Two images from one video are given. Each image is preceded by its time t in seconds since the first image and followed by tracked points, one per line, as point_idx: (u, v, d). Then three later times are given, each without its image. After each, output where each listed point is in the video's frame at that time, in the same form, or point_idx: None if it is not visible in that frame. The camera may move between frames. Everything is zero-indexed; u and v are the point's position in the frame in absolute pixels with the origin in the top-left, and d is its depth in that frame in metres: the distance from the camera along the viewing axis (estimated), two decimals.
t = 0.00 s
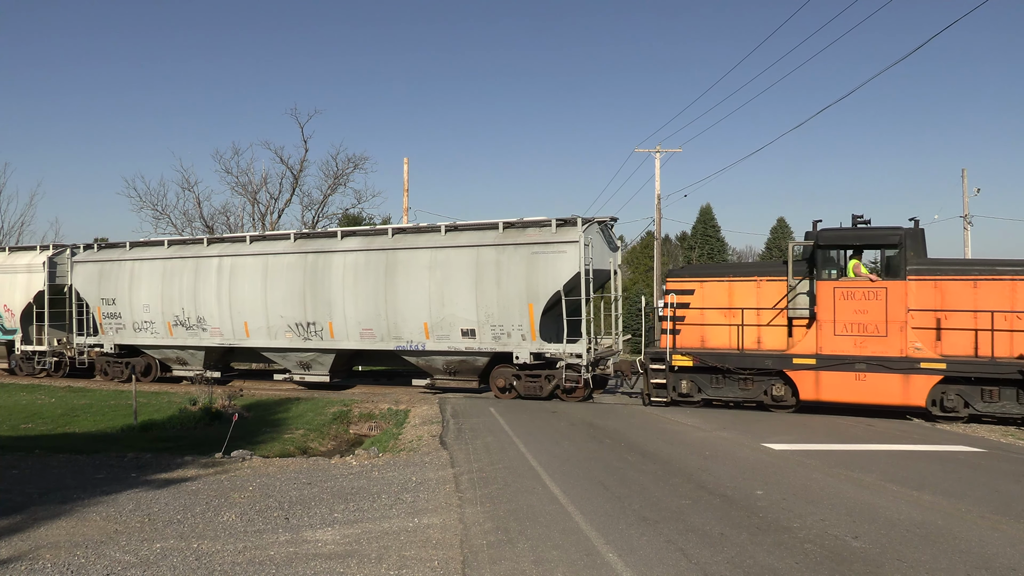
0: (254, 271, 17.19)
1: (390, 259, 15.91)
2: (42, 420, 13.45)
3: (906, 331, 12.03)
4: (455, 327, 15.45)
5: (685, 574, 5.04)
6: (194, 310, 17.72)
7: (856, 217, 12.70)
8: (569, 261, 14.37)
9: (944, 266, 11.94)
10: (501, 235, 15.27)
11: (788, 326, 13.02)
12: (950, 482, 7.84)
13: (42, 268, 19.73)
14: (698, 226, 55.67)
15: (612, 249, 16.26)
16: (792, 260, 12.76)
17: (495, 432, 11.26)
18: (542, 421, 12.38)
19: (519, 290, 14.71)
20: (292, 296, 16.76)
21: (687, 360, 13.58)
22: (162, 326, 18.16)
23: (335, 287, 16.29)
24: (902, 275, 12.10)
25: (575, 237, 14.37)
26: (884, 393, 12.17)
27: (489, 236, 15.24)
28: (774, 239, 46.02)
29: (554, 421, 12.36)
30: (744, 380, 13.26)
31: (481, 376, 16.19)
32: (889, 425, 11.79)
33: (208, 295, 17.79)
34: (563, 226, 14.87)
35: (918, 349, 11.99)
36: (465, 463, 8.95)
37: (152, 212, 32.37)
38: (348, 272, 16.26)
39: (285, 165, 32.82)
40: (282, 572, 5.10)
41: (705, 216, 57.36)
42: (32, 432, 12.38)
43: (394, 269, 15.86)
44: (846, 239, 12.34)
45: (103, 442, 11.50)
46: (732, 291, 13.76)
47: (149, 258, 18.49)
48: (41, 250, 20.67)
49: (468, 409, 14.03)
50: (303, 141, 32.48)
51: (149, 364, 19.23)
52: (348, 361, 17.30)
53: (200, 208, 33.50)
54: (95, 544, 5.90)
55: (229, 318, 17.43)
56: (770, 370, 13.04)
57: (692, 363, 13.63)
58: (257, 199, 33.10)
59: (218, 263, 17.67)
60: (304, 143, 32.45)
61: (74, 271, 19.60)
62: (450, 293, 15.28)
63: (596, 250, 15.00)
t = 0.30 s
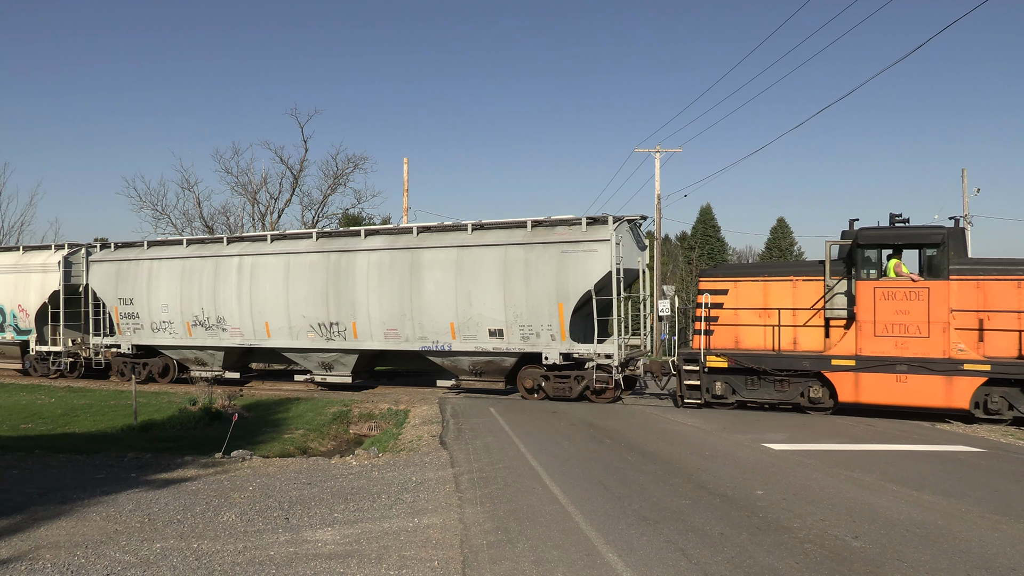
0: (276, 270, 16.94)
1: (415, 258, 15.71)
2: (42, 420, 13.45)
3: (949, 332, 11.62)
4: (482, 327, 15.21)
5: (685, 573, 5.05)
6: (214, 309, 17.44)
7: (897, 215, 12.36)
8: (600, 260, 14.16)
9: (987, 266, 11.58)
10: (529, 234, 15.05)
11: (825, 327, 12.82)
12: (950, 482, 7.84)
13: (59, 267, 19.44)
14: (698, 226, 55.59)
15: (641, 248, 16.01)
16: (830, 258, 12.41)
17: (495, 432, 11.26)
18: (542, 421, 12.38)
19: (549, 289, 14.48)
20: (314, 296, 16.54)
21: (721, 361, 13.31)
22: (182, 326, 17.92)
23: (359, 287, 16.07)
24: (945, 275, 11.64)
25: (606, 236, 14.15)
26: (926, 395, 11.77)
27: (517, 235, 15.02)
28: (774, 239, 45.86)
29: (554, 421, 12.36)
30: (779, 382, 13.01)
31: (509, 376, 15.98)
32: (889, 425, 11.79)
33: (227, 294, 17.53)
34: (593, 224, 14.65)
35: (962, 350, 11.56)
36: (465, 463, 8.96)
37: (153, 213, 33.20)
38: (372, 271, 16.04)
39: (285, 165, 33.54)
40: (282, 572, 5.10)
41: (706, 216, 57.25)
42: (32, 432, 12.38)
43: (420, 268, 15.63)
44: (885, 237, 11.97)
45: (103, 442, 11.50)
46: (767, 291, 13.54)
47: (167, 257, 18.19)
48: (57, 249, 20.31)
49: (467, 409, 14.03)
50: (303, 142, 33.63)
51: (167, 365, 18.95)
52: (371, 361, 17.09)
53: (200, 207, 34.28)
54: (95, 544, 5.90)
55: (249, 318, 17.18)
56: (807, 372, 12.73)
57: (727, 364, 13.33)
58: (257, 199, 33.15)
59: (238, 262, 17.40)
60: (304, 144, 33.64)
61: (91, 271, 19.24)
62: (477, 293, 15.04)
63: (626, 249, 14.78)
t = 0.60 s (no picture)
0: (297, 270, 16.76)
1: (441, 258, 15.47)
2: (42, 420, 13.46)
3: (994, 332, 11.34)
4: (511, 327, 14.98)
5: (684, 573, 5.05)
6: (235, 309, 17.27)
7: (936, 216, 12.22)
8: (632, 260, 13.86)
9: None
10: (559, 233, 14.75)
11: (864, 328, 12.54)
12: (951, 482, 7.84)
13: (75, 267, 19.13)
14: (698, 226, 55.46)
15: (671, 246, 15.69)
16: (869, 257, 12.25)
17: (495, 432, 11.26)
18: (543, 421, 12.38)
19: (579, 289, 14.23)
20: (337, 296, 16.36)
21: (757, 362, 13.01)
22: (201, 326, 17.73)
23: (384, 287, 15.88)
24: (990, 275, 11.38)
25: (638, 235, 13.86)
26: (970, 397, 11.47)
27: (546, 233, 14.75)
28: (774, 238, 45.73)
29: (554, 421, 12.36)
30: (817, 384, 12.75)
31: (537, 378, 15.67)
32: (889, 425, 11.80)
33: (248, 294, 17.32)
34: (624, 223, 14.36)
35: (1007, 351, 11.27)
36: (465, 463, 8.96)
37: (153, 212, 35.44)
38: (396, 271, 15.85)
39: (285, 165, 36.58)
40: (282, 572, 5.10)
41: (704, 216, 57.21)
42: (32, 432, 12.39)
43: (446, 268, 15.40)
44: (928, 237, 11.72)
45: (103, 442, 11.51)
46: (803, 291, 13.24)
47: (186, 257, 18.05)
48: (72, 248, 20.00)
49: (467, 409, 14.05)
50: (302, 145, 36.44)
51: (185, 366, 18.60)
52: (393, 362, 16.86)
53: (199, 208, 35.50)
54: (96, 544, 5.90)
55: (271, 318, 16.99)
56: (847, 373, 12.47)
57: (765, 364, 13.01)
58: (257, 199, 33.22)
59: (259, 261, 17.23)
60: (303, 146, 36.42)
61: (108, 271, 19.15)
62: (506, 293, 14.80)
63: (658, 248, 14.47)
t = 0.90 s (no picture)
0: (320, 269, 16.58)
1: (468, 257, 15.30)
2: (42, 420, 13.45)
3: None
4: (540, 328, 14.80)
5: (684, 573, 5.05)
6: (256, 309, 17.07)
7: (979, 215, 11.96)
8: (666, 259, 13.73)
9: None
10: (590, 231, 14.60)
11: (903, 328, 12.26)
12: (951, 482, 7.83)
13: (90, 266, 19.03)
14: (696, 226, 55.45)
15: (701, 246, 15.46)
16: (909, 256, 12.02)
17: (496, 432, 11.26)
18: (543, 421, 12.38)
19: (611, 289, 14.09)
20: (361, 296, 16.18)
21: (794, 364, 12.77)
22: (220, 327, 17.51)
23: (410, 286, 15.72)
24: None
25: (671, 233, 13.70)
26: (1016, 400, 11.13)
27: (577, 232, 14.60)
28: (773, 238, 45.65)
29: (555, 421, 12.35)
30: (856, 386, 12.52)
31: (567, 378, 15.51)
32: (890, 425, 11.79)
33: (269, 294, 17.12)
34: (655, 222, 14.20)
35: None
36: (465, 463, 8.96)
37: (152, 212, 34.90)
38: (422, 270, 15.69)
39: (285, 165, 36.04)
40: (281, 572, 5.10)
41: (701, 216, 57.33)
42: (32, 432, 12.39)
43: (473, 267, 15.23)
44: (973, 236, 11.40)
45: (103, 442, 11.51)
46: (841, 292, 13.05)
47: (205, 256, 17.84)
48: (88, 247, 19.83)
49: (467, 408, 14.04)
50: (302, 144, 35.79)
51: (204, 367, 18.32)
52: (418, 362, 16.68)
53: (200, 208, 36.04)
54: (95, 544, 5.90)
55: (293, 318, 16.80)
56: (886, 375, 12.22)
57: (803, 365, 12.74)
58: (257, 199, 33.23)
59: (281, 261, 17.03)
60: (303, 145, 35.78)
61: (125, 270, 18.97)
62: (536, 293, 14.64)
63: (690, 246, 14.27)
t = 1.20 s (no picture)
0: (344, 269, 16.47)
1: (496, 256, 15.19)
2: (42, 421, 13.45)
3: None
4: (570, 328, 14.67)
5: (684, 573, 5.05)
6: (278, 309, 16.93)
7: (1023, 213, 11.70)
8: (700, 257, 13.61)
9: None
10: (621, 230, 14.45)
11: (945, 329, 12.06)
12: (951, 482, 7.83)
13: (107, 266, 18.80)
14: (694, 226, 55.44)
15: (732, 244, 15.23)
16: (950, 256, 11.92)
17: (495, 432, 11.26)
18: (543, 421, 12.38)
19: (644, 288, 13.97)
20: (386, 296, 16.06)
21: (834, 365, 12.64)
22: (241, 327, 17.37)
23: (436, 286, 15.60)
24: None
25: (706, 232, 13.57)
26: None
27: (608, 231, 14.46)
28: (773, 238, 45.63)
29: (554, 421, 12.36)
30: (896, 388, 12.35)
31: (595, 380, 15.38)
32: (890, 425, 11.81)
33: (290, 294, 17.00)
34: (689, 221, 14.07)
35: None
36: (465, 463, 8.96)
37: (152, 212, 33.61)
38: (448, 269, 15.56)
39: (284, 165, 34.62)
40: (281, 572, 5.10)
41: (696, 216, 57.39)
42: (32, 432, 12.38)
43: (501, 266, 15.12)
44: (1017, 235, 11.17)
45: (103, 442, 11.51)
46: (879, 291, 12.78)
47: (226, 255, 17.71)
48: (105, 246, 19.50)
49: (467, 408, 14.04)
50: (302, 142, 34.23)
51: (223, 368, 18.33)
52: (442, 363, 16.56)
53: (199, 208, 34.76)
54: (95, 544, 5.90)
55: (315, 318, 16.67)
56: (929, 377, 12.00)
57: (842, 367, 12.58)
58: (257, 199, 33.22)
59: (303, 260, 16.91)
60: (303, 143, 34.25)
61: (142, 270, 18.87)
62: (566, 292, 14.52)
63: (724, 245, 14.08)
